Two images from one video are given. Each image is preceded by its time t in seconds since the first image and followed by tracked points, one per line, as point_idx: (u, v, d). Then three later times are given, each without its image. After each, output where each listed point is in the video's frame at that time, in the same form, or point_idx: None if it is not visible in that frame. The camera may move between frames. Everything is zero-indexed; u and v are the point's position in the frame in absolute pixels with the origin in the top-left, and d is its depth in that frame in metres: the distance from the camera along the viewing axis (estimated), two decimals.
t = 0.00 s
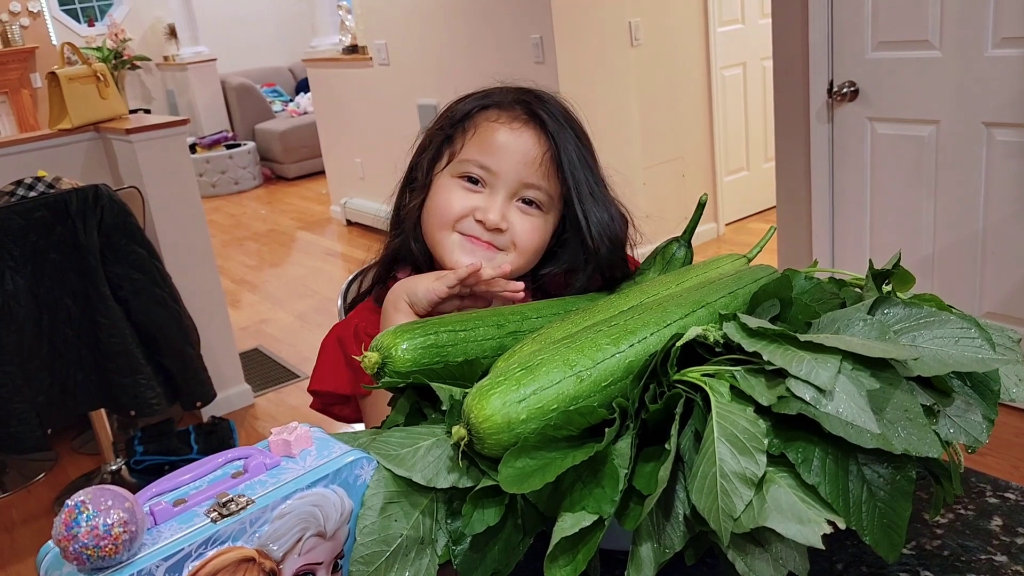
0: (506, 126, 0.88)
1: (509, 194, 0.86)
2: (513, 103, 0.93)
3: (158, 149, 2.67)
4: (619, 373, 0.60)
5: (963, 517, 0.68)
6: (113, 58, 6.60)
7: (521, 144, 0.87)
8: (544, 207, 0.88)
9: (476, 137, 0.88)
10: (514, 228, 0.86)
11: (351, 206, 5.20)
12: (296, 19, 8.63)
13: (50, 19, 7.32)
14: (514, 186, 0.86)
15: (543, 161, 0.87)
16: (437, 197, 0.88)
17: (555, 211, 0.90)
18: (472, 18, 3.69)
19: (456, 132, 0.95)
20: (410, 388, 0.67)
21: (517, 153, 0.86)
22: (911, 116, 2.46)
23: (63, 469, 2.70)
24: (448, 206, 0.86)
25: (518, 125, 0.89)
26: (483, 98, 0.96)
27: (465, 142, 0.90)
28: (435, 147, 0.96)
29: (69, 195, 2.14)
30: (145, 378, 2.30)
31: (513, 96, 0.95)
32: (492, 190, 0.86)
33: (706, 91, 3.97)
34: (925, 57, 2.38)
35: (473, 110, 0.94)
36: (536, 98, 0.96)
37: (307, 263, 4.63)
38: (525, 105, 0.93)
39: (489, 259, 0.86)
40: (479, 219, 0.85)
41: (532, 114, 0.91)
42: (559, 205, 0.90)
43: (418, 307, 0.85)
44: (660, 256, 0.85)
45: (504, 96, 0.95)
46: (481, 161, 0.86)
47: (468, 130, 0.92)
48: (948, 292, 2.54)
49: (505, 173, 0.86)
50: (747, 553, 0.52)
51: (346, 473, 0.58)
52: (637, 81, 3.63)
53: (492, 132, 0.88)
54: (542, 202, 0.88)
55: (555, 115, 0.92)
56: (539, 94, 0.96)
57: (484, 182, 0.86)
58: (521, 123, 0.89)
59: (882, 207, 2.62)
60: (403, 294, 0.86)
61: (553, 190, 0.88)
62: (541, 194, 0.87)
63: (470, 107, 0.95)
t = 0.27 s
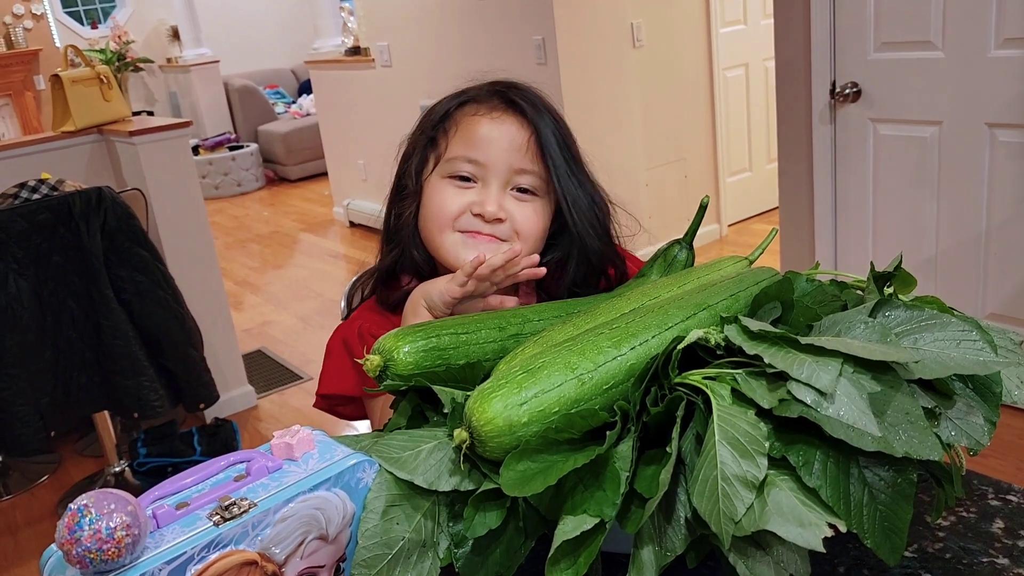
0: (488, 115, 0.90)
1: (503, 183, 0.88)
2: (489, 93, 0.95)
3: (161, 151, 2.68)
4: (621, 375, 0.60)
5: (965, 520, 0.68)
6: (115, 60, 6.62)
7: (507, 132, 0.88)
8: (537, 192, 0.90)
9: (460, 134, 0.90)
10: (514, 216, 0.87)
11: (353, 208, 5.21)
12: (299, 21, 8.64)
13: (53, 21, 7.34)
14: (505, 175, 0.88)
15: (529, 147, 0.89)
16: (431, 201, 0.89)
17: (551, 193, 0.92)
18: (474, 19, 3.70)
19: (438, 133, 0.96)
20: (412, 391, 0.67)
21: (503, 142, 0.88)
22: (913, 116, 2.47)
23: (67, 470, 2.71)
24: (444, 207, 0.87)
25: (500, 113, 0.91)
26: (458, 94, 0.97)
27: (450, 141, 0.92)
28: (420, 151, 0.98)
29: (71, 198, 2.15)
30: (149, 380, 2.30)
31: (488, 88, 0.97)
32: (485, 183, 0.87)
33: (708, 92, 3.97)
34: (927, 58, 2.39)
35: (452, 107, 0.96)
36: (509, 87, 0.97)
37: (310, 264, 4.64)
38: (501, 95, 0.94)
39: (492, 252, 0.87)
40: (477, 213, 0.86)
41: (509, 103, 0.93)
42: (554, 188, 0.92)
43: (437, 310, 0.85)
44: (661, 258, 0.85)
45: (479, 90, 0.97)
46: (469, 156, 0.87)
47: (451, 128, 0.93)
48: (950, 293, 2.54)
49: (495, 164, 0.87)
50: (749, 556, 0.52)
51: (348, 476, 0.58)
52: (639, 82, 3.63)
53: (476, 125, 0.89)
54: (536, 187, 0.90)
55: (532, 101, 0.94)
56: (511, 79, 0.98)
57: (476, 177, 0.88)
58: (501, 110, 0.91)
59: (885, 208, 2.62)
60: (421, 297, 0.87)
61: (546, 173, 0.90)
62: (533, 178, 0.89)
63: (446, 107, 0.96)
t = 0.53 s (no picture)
0: (478, 111, 0.91)
1: (496, 177, 0.87)
2: (479, 91, 0.96)
3: (164, 152, 2.68)
4: (624, 376, 0.60)
5: (969, 520, 0.68)
6: (118, 61, 6.63)
7: (497, 126, 0.89)
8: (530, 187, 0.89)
9: (451, 132, 0.90)
10: (508, 210, 0.86)
11: (356, 208, 5.21)
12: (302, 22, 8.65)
13: (56, 23, 7.36)
14: (497, 170, 0.87)
15: (519, 142, 0.89)
16: (424, 200, 0.88)
17: (546, 187, 0.91)
18: (477, 20, 3.70)
19: (431, 137, 0.97)
20: (415, 392, 0.67)
21: (492, 136, 0.88)
22: (916, 116, 2.48)
23: (70, 471, 2.71)
24: (437, 205, 0.86)
25: (490, 109, 0.91)
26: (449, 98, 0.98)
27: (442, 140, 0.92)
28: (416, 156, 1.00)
29: (75, 199, 2.15)
30: (152, 381, 2.30)
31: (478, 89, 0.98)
32: (477, 178, 0.87)
33: (711, 93, 3.97)
34: (931, 58, 2.39)
35: (443, 109, 0.97)
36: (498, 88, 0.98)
37: (313, 265, 4.64)
38: (491, 95, 0.95)
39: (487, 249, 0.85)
40: (468, 207, 0.85)
41: (499, 101, 0.93)
42: (549, 182, 0.91)
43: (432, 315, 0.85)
44: (664, 259, 0.84)
45: (469, 91, 0.98)
46: (460, 152, 0.87)
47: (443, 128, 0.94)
48: (954, 292, 2.55)
49: (486, 158, 0.87)
50: (752, 556, 0.52)
51: (351, 477, 0.58)
52: (642, 82, 3.63)
53: (466, 121, 0.89)
54: (529, 181, 0.89)
55: (522, 99, 0.94)
56: (501, 79, 0.99)
57: (468, 173, 0.87)
58: (491, 106, 0.92)
59: (889, 208, 2.63)
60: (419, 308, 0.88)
61: (539, 166, 0.90)
62: (527, 172, 0.89)
63: (437, 112, 0.97)
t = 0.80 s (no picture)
0: (478, 98, 0.93)
1: (497, 159, 0.89)
2: (482, 83, 0.99)
3: (167, 153, 2.69)
4: (627, 376, 0.60)
5: (972, 521, 0.68)
6: (121, 62, 6.65)
7: (498, 110, 0.91)
8: (533, 169, 0.90)
9: (454, 120, 0.92)
10: (510, 190, 0.87)
11: (359, 209, 5.22)
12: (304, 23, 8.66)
13: (59, 24, 7.38)
14: (499, 153, 0.89)
15: (521, 125, 0.91)
16: (427, 186, 0.89)
17: (548, 169, 0.92)
18: (479, 21, 3.70)
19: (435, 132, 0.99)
20: (418, 393, 0.68)
21: (494, 120, 0.90)
22: (918, 117, 2.48)
23: (74, 471, 2.72)
24: (440, 189, 0.87)
25: (490, 96, 0.94)
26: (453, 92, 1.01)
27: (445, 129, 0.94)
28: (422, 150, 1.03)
29: (78, 200, 2.16)
30: (155, 381, 2.29)
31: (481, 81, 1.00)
32: (478, 161, 0.88)
33: (713, 93, 3.97)
34: (934, 58, 2.40)
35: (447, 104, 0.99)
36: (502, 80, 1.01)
37: (315, 266, 4.65)
38: (495, 84, 0.97)
39: (491, 228, 0.85)
40: (470, 188, 0.86)
41: (502, 89, 0.95)
42: (551, 165, 0.93)
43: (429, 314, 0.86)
44: (667, 259, 0.84)
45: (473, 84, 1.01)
46: (463, 137, 0.89)
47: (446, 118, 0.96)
48: (956, 292, 2.56)
49: (487, 140, 0.89)
50: (756, 557, 0.52)
51: (354, 478, 0.58)
52: (645, 82, 3.63)
53: (467, 108, 0.92)
54: (531, 163, 0.90)
55: (524, 87, 0.97)
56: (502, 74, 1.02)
57: (470, 157, 0.89)
58: (492, 93, 0.94)
59: (892, 209, 2.63)
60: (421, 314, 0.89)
61: (540, 148, 0.91)
62: (528, 154, 0.90)
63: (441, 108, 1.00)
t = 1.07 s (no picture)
0: (457, 108, 0.97)
1: (475, 166, 0.92)
2: (462, 95, 1.02)
3: (169, 154, 2.69)
4: (627, 378, 0.60)
5: (973, 523, 0.67)
6: (123, 63, 6.66)
7: (475, 120, 0.95)
8: (511, 176, 0.93)
9: (433, 130, 0.95)
10: (487, 194, 0.90)
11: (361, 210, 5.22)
12: (305, 24, 8.67)
13: (62, 25, 7.39)
14: (477, 161, 0.92)
15: (499, 134, 0.95)
16: (408, 193, 0.92)
17: (526, 175, 0.96)
18: (481, 22, 3.70)
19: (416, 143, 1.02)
20: (419, 394, 0.68)
21: (471, 130, 0.93)
22: (920, 117, 2.48)
23: (76, 472, 2.72)
24: (418, 195, 0.90)
25: (469, 105, 0.97)
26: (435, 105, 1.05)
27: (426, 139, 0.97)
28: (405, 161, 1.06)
29: (80, 201, 2.16)
30: (156, 382, 2.30)
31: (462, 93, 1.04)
32: (456, 169, 0.91)
33: (715, 94, 3.97)
34: (935, 59, 2.40)
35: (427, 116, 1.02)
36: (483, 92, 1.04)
37: (317, 266, 4.65)
38: (475, 95, 1.01)
39: (469, 233, 0.88)
40: (447, 194, 0.89)
41: (481, 101, 0.99)
42: (530, 171, 0.96)
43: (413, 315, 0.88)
44: (668, 261, 0.84)
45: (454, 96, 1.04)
46: (442, 146, 0.92)
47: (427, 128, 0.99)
48: (958, 292, 2.56)
49: (465, 149, 0.92)
50: (756, 559, 0.52)
51: (355, 479, 0.58)
52: (647, 83, 3.63)
53: (446, 118, 0.95)
54: (509, 170, 0.94)
55: (504, 98, 1.00)
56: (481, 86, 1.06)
57: (448, 166, 0.92)
58: (471, 104, 0.98)
59: (893, 210, 2.63)
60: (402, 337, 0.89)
61: (517, 155, 0.95)
62: (505, 160, 0.94)
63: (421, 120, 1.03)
